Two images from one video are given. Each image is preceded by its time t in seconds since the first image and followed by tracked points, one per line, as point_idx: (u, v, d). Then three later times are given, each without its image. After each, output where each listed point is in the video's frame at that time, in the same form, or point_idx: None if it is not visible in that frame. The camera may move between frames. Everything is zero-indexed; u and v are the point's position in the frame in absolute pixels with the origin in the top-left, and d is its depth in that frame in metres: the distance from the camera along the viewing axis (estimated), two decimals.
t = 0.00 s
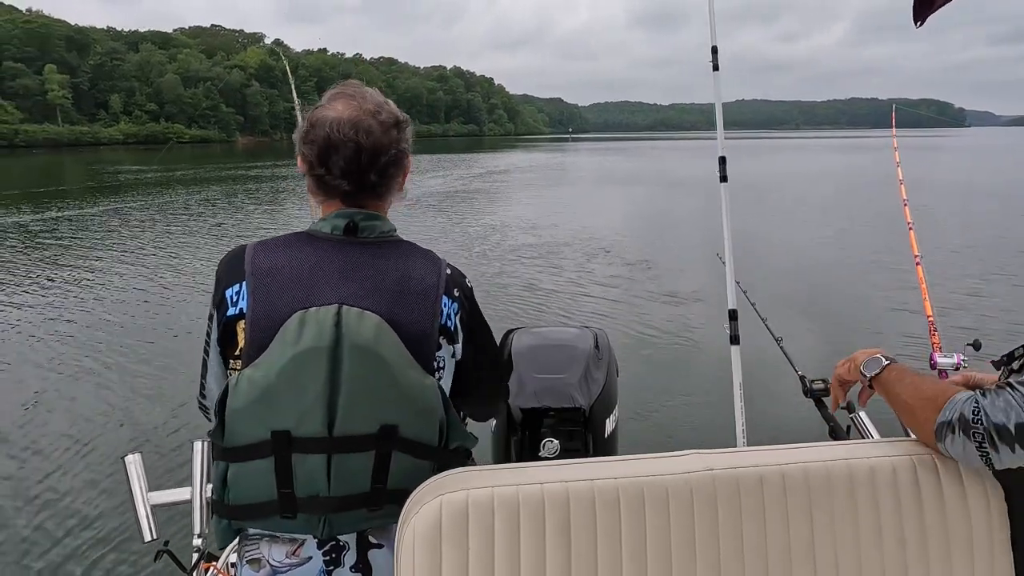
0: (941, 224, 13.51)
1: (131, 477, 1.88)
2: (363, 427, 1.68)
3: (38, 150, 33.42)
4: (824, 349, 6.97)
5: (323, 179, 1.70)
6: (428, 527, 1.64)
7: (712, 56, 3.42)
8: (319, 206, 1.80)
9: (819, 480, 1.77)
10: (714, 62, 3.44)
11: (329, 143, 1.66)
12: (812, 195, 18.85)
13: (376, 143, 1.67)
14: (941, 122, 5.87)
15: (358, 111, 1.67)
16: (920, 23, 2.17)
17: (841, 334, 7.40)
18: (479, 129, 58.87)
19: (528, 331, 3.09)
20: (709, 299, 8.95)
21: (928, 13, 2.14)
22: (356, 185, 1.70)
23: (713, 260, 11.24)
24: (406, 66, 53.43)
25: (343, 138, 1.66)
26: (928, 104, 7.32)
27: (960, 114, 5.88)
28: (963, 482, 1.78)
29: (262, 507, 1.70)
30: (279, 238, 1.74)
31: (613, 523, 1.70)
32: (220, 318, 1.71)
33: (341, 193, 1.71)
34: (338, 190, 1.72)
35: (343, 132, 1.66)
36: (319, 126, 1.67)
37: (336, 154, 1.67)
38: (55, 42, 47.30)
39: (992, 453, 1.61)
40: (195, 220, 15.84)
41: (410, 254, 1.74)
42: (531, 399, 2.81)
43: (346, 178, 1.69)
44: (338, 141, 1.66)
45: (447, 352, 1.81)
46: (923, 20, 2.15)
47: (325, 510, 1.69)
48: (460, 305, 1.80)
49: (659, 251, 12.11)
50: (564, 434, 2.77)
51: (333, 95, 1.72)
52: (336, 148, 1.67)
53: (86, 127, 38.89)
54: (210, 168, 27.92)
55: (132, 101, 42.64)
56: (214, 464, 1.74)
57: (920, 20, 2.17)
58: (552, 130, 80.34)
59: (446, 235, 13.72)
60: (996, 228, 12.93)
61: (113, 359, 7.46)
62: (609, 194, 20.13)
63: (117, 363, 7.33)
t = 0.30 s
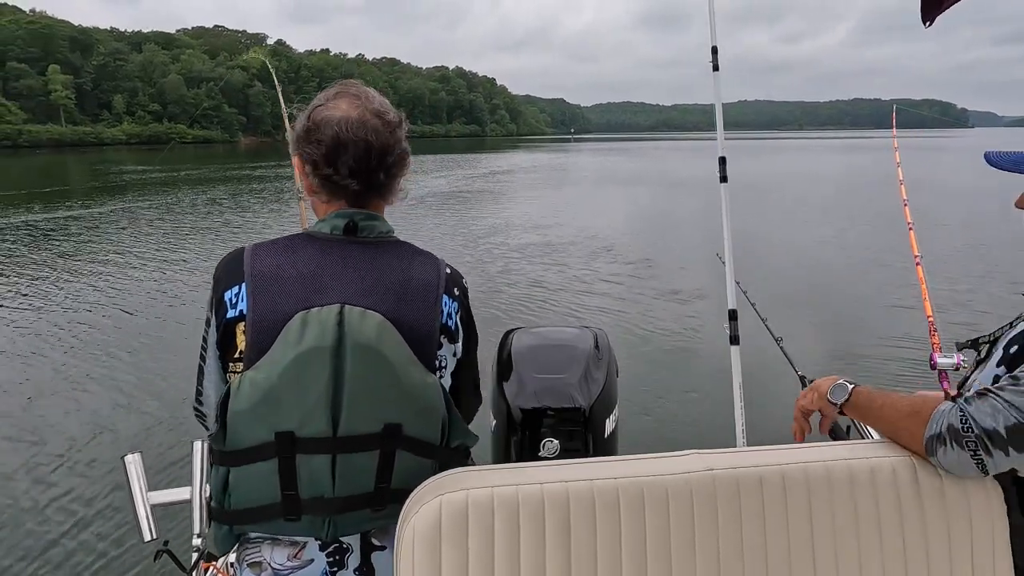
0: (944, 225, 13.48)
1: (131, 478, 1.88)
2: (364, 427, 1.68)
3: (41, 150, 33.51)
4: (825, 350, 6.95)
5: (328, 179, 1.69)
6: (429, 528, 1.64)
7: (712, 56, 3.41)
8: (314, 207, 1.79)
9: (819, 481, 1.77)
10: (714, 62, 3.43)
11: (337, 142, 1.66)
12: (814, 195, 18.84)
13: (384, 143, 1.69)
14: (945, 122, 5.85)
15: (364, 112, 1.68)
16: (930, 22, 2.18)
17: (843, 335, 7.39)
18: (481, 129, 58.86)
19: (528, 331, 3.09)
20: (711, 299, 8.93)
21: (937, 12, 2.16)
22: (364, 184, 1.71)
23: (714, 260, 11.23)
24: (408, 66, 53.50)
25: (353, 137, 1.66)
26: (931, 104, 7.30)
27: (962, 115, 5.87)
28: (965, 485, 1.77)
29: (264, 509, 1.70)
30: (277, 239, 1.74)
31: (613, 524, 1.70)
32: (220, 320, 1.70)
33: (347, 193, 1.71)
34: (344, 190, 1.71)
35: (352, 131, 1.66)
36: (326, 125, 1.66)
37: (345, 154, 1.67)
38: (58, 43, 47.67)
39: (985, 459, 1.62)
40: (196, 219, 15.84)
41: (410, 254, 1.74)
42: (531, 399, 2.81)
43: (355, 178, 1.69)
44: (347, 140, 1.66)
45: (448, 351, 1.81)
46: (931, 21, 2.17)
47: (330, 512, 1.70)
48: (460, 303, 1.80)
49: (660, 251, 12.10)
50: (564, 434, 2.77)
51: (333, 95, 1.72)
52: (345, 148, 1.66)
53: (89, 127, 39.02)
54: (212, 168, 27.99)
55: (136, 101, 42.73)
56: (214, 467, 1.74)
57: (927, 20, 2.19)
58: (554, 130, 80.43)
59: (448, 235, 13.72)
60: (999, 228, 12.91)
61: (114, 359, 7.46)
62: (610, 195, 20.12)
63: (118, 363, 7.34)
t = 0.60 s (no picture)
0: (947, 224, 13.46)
1: (131, 477, 1.89)
2: (361, 430, 1.68)
3: (43, 150, 33.55)
4: (827, 349, 6.94)
5: (336, 179, 1.69)
6: (428, 528, 1.64)
7: (712, 56, 3.41)
8: (318, 207, 1.79)
9: (819, 481, 1.76)
10: (714, 62, 3.43)
11: (348, 143, 1.66)
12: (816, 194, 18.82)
13: (393, 144, 1.70)
14: (946, 122, 5.83)
15: (374, 114, 1.69)
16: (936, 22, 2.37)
17: (845, 334, 7.38)
18: (483, 128, 58.79)
19: (527, 331, 3.09)
20: (712, 299, 8.92)
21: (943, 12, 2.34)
22: (372, 185, 1.72)
23: (716, 259, 11.22)
24: (410, 66, 53.48)
25: (364, 139, 1.67)
26: (934, 103, 7.27)
27: (964, 115, 5.85)
28: (967, 487, 1.76)
29: (261, 510, 1.71)
30: (278, 238, 1.74)
31: (613, 524, 1.70)
32: (220, 319, 1.71)
33: (355, 194, 1.72)
34: (352, 191, 1.71)
35: (362, 132, 1.66)
36: (336, 125, 1.66)
37: (355, 154, 1.67)
38: (61, 43, 47.81)
39: (993, 451, 1.64)
40: (197, 218, 15.85)
41: (410, 256, 1.74)
42: (531, 399, 2.82)
43: (364, 179, 1.70)
44: (358, 141, 1.66)
45: (449, 355, 1.79)
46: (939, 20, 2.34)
47: (326, 513, 1.70)
48: (461, 306, 1.79)
49: (661, 250, 12.10)
50: (564, 434, 2.78)
51: (342, 96, 1.72)
52: (355, 149, 1.67)
53: (91, 127, 39.07)
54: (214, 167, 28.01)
55: (138, 101, 42.76)
56: (213, 466, 1.75)
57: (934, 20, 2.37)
58: (556, 129, 80.34)
59: (450, 235, 13.72)
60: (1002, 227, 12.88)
61: (116, 358, 7.47)
62: (612, 194, 20.12)
63: (119, 362, 7.34)
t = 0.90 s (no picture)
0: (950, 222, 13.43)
1: (131, 477, 1.89)
2: (359, 438, 1.68)
3: (46, 149, 33.55)
4: (830, 348, 6.92)
5: (346, 179, 1.69)
6: (427, 528, 1.64)
7: (712, 56, 3.40)
8: (322, 206, 1.78)
9: (819, 483, 1.76)
10: (714, 61, 3.43)
11: (359, 142, 1.66)
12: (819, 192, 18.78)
13: (403, 144, 1.71)
14: (949, 121, 5.81)
15: (385, 113, 1.70)
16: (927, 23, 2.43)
17: (847, 333, 7.36)
18: (484, 127, 58.62)
19: (526, 331, 3.09)
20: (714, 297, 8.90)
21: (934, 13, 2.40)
22: (382, 185, 1.72)
23: (718, 257, 11.19)
24: (412, 65, 53.37)
25: (376, 139, 1.67)
26: (938, 101, 7.24)
27: (968, 113, 5.82)
28: (968, 489, 1.76)
29: (258, 512, 1.71)
30: (279, 241, 1.75)
31: (613, 522, 1.70)
32: (221, 322, 1.72)
33: (364, 195, 1.71)
34: (361, 191, 1.71)
35: (374, 131, 1.67)
36: (347, 125, 1.66)
37: (367, 154, 1.67)
38: (63, 41, 47.85)
39: (992, 441, 1.64)
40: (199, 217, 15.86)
41: (410, 261, 1.74)
42: (531, 399, 2.82)
43: (374, 180, 1.70)
44: (369, 141, 1.66)
45: (451, 363, 1.78)
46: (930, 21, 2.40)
47: (322, 518, 1.70)
48: (464, 313, 1.78)
49: (663, 249, 12.07)
50: (564, 434, 2.78)
51: (351, 94, 1.72)
52: (367, 148, 1.67)
53: (93, 126, 39.05)
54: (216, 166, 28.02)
55: (141, 100, 42.73)
56: (213, 468, 1.75)
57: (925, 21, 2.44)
58: (558, 128, 80.18)
59: (451, 233, 13.70)
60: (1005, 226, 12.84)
61: (118, 356, 7.48)
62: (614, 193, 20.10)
63: (121, 360, 7.35)
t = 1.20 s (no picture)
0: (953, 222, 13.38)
1: (131, 478, 1.89)
2: (361, 437, 1.69)
3: (48, 148, 33.57)
4: (832, 348, 6.89)
5: (347, 178, 1.69)
6: (428, 528, 1.64)
7: (712, 56, 3.38)
8: (320, 206, 1.78)
9: (820, 483, 1.76)
10: (714, 61, 3.41)
11: (360, 142, 1.66)
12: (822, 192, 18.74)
13: (403, 143, 1.71)
14: (952, 122, 5.78)
15: (385, 112, 1.70)
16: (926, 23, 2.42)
17: (849, 333, 7.34)
18: (487, 125, 58.49)
19: (526, 332, 3.09)
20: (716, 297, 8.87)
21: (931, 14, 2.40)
22: (384, 184, 1.72)
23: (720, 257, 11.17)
24: (415, 64, 53.28)
25: (377, 138, 1.67)
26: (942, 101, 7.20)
27: (971, 112, 5.78)
28: (970, 489, 1.75)
29: (260, 512, 1.71)
30: (279, 241, 1.74)
31: (612, 522, 1.70)
32: (222, 322, 1.72)
33: (364, 194, 1.71)
34: (362, 190, 1.71)
35: (374, 130, 1.67)
36: (348, 124, 1.66)
37: (368, 152, 1.67)
38: (66, 40, 47.89)
39: (988, 442, 1.63)
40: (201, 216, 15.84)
41: (411, 260, 1.74)
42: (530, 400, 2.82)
43: (376, 179, 1.70)
44: (370, 140, 1.67)
45: (451, 360, 1.78)
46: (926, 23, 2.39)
47: (325, 518, 1.70)
48: (463, 310, 1.78)
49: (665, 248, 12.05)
50: (564, 434, 2.77)
51: (351, 94, 1.72)
52: (368, 147, 1.67)
53: (96, 125, 39.05)
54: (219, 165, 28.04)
55: (143, 99, 42.70)
56: (215, 468, 1.75)
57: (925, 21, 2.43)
58: (561, 127, 80.04)
59: (452, 232, 13.67)
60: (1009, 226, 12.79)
61: (119, 355, 7.48)
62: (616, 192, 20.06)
63: (122, 359, 7.35)
